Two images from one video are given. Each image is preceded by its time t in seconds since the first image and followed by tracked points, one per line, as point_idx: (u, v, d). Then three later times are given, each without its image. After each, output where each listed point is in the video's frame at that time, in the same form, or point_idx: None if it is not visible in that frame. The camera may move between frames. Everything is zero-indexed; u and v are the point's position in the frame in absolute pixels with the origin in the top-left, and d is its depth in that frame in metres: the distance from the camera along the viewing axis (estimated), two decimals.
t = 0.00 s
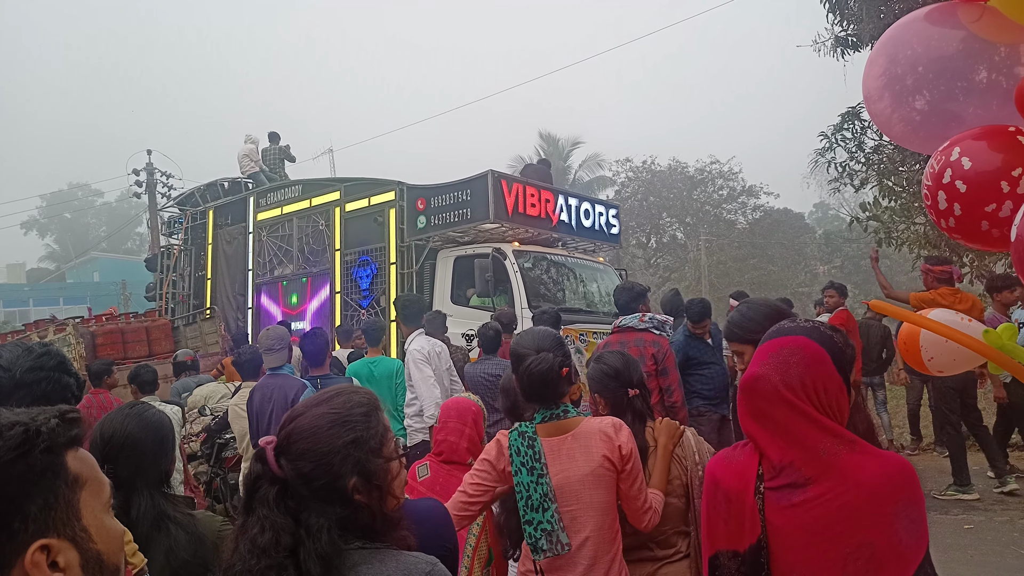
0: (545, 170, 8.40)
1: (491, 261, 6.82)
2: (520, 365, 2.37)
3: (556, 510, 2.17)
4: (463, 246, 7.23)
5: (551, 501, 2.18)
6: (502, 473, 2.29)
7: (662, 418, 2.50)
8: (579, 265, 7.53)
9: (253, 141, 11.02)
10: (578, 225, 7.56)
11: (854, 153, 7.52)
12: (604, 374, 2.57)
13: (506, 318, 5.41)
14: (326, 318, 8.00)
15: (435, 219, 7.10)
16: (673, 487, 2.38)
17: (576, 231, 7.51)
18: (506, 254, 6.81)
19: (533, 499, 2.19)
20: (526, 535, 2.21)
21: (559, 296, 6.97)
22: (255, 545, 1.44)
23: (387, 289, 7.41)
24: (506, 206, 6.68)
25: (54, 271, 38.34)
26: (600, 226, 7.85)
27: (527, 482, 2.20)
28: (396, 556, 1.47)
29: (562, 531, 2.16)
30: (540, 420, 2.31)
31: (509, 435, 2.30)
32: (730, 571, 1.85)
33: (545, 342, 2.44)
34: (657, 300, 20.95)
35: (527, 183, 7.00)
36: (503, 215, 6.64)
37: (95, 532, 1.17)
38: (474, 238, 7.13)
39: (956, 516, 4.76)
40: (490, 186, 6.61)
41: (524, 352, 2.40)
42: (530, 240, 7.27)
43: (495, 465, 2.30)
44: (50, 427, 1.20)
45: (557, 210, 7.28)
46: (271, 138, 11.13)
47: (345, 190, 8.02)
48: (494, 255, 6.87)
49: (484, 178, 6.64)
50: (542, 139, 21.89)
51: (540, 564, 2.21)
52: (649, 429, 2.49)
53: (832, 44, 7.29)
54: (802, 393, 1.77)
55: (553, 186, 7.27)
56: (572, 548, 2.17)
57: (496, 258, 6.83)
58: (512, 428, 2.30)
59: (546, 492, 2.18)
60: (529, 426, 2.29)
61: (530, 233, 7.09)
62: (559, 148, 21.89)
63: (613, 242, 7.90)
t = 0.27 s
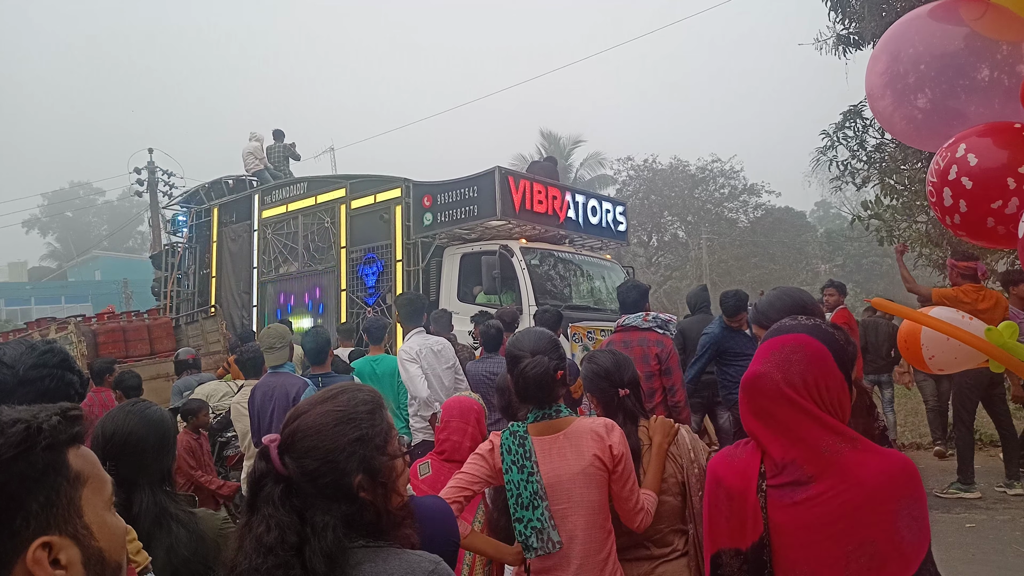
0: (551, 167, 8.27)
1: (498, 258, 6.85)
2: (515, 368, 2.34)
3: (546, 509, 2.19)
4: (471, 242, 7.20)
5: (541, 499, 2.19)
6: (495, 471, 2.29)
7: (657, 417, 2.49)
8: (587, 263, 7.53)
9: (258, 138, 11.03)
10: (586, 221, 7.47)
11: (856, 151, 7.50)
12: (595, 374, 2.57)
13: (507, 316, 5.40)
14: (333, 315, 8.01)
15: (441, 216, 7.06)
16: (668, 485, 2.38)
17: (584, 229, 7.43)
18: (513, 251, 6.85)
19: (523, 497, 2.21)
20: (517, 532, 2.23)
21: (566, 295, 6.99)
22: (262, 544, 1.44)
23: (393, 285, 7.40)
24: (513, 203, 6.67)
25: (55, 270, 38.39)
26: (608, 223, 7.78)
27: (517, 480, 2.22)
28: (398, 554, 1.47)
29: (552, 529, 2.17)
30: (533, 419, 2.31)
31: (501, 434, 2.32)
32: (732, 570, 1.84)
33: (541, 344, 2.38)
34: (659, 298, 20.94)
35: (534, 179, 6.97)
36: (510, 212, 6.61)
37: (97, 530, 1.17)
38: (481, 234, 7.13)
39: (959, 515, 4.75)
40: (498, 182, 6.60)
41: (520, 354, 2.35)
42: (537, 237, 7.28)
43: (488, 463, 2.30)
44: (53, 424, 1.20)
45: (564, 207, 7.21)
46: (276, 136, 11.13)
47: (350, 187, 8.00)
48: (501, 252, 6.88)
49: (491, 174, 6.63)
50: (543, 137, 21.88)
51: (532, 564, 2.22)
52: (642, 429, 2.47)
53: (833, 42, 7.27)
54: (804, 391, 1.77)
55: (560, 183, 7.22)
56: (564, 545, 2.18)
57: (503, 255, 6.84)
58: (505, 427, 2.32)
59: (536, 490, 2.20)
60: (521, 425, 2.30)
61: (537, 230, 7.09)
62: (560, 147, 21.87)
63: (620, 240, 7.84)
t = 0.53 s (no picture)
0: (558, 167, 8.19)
1: (507, 258, 6.80)
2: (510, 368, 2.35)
3: (544, 511, 2.19)
4: (478, 241, 7.22)
5: (539, 502, 2.19)
6: (492, 475, 2.32)
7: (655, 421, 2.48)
8: (595, 262, 7.52)
9: (263, 138, 11.04)
10: (594, 220, 7.44)
11: (857, 151, 7.49)
12: (590, 375, 2.57)
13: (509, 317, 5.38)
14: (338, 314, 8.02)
15: (449, 215, 7.04)
16: (663, 490, 2.39)
17: (592, 228, 7.41)
18: (522, 250, 6.82)
19: (520, 500, 2.22)
20: (516, 536, 2.24)
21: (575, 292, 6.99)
22: (273, 547, 1.44)
23: (398, 284, 7.37)
24: (522, 202, 6.64)
25: (57, 270, 38.42)
26: (617, 221, 7.76)
27: (515, 483, 2.23)
28: (402, 555, 1.47)
29: (550, 532, 2.17)
30: (530, 420, 2.31)
31: (500, 437, 2.33)
32: (734, 569, 1.84)
33: (539, 344, 2.36)
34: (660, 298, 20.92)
35: (542, 178, 6.93)
36: (518, 210, 6.59)
37: (102, 530, 1.17)
38: (488, 233, 7.13)
39: (962, 515, 4.74)
40: (505, 180, 6.54)
41: (516, 355, 2.36)
42: (546, 237, 7.26)
43: (485, 466, 2.32)
44: (58, 424, 1.20)
45: (572, 206, 7.17)
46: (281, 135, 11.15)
47: (357, 185, 8.03)
48: (510, 251, 6.86)
49: (499, 172, 6.58)
50: (545, 138, 21.88)
51: (532, 567, 2.22)
52: (637, 433, 2.46)
53: (835, 42, 7.27)
54: (807, 390, 1.77)
55: (569, 181, 7.15)
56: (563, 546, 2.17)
57: (511, 254, 6.80)
58: (502, 430, 2.33)
59: (533, 493, 2.20)
60: (518, 428, 2.31)
61: (546, 228, 7.06)
62: (561, 147, 21.87)
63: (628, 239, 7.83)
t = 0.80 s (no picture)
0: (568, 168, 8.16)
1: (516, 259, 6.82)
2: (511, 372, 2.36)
3: (544, 517, 2.19)
4: (488, 243, 7.22)
5: (540, 507, 2.20)
6: (493, 479, 2.33)
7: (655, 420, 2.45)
8: (607, 263, 7.48)
9: (272, 142, 11.06)
10: (604, 221, 7.46)
11: (861, 152, 7.48)
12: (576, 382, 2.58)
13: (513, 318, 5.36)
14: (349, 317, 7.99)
15: (457, 217, 7.06)
16: (665, 494, 2.39)
17: (602, 229, 7.41)
18: (531, 252, 6.81)
19: (521, 505, 2.23)
20: (517, 541, 2.26)
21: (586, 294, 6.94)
22: (282, 553, 1.43)
23: (409, 287, 7.35)
24: (532, 203, 6.63)
25: (63, 275, 38.58)
26: (626, 223, 7.78)
27: (516, 488, 2.24)
28: (406, 560, 1.46)
29: (551, 538, 2.18)
30: (532, 425, 2.32)
31: (501, 442, 2.34)
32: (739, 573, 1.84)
33: (542, 348, 2.35)
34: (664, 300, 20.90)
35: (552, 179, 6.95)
36: (528, 211, 6.57)
37: (108, 537, 1.17)
38: (498, 235, 7.11)
39: (968, 517, 4.72)
40: (516, 182, 6.53)
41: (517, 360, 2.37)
42: (556, 238, 7.24)
43: (486, 471, 2.33)
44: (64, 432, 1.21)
45: (581, 207, 7.18)
46: (289, 138, 11.19)
47: (366, 188, 8.01)
48: (519, 253, 6.85)
49: (509, 173, 6.56)
50: (548, 141, 21.89)
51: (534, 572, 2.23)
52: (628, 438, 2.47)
53: (838, 43, 7.25)
54: (812, 393, 1.77)
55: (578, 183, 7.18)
56: (565, 552, 2.18)
57: (521, 256, 6.81)
58: (504, 435, 2.34)
59: (534, 498, 2.21)
60: (520, 433, 2.32)
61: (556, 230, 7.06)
62: (565, 149, 21.88)
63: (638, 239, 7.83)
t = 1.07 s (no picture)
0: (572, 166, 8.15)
1: (520, 257, 6.76)
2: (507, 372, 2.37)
3: (540, 518, 2.19)
4: (492, 241, 7.16)
5: (535, 509, 2.20)
6: (490, 481, 2.34)
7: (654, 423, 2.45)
8: (611, 262, 7.50)
9: (272, 139, 11.06)
10: (609, 219, 7.45)
11: (858, 153, 7.49)
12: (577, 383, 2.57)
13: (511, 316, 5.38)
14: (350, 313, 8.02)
15: (462, 214, 7.03)
16: (664, 496, 2.39)
17: (607, 227, 7.41)
18: (535, 250, 6.80)
19: (516, 507, 2.22)
20: (512, 543, 2.25)
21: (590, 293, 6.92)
22: (286, 550, 1.43)
23: (410, 284, 7.40)
24: (536, 200, 6.62)
25: (59, 274, 38.48)
26: (630, 220, 7.73)
27: (511, 489, 2.23)
28: (403, 557, 1.47)
29: (546, 539, 2.18)
30: (527, 426, 2.32)
31: (496, 443, 2.33)
32: (733, 572, 1.85)
33: (539, 349, 2.36)
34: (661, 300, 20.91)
35: (557, 176, 6.94)
36: (532, 209, 6.57)
37: (102, 535, 1.17)
38: (501, 233, 7.10)
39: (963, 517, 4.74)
40: (520, 179, 6.52)
41: (513, 360, 2.38)
42: (559, 236, 7.22)
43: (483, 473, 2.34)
44: (58, 429, 1.20)
45: (587, 204, 7.16)
46: (290, 136, 11.18)
47: (368, 185, 8.05)
48: (523, 250, 6.81)
49: (513, 170, 6.57)
50: (545, 140, 21.90)
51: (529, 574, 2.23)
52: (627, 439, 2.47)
53: (836, 43, 7.27)
54: (807, 392, 1.77)
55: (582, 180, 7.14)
56: (560, 553, 2.18)
57: (525, 254, 6.77)
58: (499, 436, 2.33)
59: (529, 500, 2.20)
60: (515, 434, 2.31)
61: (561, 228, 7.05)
62: (562, 149, 21.89)
63: (642, 238, 7.77)
